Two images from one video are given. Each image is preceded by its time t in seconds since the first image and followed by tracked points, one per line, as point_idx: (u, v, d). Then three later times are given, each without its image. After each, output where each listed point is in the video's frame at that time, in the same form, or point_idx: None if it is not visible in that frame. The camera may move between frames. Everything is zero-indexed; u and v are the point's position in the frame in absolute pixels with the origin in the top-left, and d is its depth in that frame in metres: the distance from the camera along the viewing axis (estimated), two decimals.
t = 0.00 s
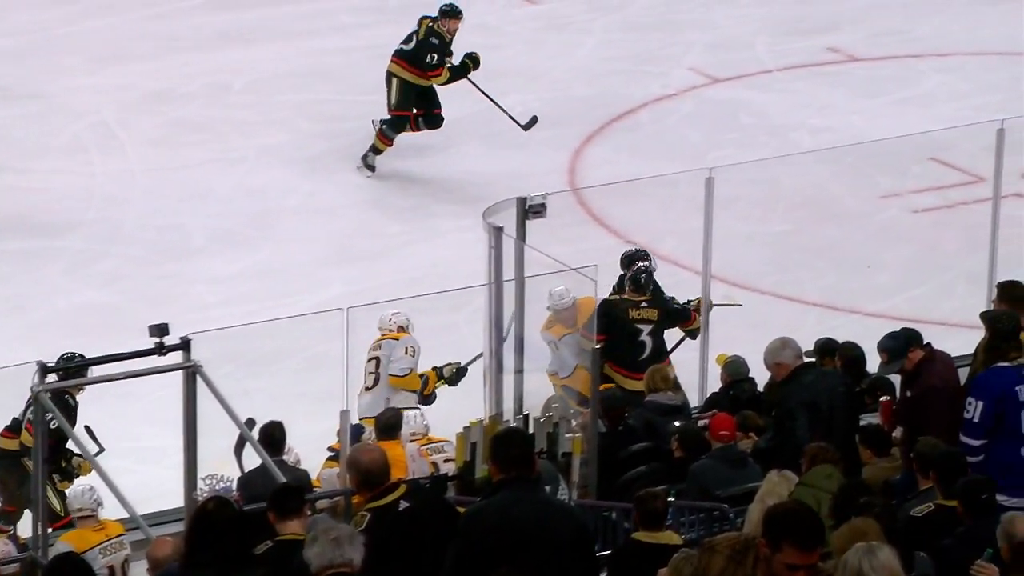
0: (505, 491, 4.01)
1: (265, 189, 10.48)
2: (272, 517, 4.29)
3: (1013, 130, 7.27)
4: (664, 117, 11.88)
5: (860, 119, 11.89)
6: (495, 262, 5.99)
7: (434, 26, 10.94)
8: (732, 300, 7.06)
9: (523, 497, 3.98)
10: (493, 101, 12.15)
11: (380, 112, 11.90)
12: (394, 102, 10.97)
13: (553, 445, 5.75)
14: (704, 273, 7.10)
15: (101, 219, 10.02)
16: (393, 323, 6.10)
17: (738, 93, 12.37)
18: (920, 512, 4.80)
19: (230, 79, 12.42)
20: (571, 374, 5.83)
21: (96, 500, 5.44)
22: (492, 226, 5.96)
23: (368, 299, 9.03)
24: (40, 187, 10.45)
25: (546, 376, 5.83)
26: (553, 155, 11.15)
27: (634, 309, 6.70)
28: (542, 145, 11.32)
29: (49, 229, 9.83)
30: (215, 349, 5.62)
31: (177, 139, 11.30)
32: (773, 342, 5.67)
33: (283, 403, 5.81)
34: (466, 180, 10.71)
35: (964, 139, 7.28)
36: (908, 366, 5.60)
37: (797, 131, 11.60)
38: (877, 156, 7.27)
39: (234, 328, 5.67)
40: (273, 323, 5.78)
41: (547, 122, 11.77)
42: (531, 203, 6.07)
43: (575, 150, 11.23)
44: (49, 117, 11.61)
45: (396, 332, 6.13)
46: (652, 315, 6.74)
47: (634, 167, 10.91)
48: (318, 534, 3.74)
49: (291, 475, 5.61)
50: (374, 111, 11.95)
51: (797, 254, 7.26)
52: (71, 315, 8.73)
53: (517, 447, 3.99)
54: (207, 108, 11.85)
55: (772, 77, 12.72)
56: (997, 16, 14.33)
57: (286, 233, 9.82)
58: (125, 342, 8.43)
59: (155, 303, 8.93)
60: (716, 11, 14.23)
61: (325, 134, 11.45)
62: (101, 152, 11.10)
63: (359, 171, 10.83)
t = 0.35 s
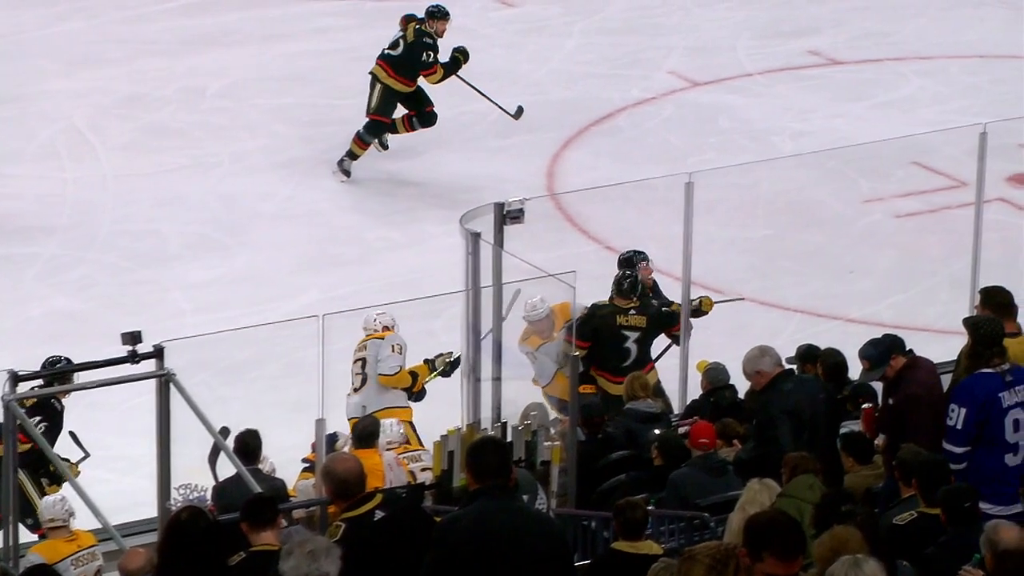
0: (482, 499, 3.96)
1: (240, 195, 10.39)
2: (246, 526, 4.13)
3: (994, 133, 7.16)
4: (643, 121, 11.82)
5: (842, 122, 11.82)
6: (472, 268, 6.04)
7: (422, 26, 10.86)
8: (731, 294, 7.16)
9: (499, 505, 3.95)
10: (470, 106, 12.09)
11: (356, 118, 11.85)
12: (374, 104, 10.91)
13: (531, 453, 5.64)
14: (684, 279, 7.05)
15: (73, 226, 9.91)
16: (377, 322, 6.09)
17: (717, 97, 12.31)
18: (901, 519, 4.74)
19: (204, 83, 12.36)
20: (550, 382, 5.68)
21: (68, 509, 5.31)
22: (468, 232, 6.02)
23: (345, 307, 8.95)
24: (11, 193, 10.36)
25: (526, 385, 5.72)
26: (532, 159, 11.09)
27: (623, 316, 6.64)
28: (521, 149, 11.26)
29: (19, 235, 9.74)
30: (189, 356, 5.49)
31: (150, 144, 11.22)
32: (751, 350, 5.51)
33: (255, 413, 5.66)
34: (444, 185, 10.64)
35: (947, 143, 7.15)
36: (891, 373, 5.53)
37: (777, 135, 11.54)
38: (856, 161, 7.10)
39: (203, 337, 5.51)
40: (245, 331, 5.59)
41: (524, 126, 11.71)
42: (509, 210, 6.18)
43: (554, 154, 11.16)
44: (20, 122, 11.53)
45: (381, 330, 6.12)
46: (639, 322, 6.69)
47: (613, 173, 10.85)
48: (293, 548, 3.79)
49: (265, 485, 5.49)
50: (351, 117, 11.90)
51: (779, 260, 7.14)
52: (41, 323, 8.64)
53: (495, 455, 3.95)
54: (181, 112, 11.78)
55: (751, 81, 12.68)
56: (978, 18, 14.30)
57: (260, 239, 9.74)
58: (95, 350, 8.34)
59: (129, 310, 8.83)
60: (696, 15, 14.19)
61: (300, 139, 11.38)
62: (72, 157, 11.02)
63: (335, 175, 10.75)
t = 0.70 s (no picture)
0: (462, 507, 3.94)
1: (217, 199, 10.34)
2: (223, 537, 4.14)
3: (978, 136, 7.15)
4: (624, 123, 11.79)
5: (826, 125, 11.80)
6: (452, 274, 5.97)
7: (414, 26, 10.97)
8: (732, 282, 7.08)
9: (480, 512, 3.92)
10: (451, 109, 12.05)
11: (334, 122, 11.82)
12: (362, 106, 10.96)
13: (512, 459, 5.55)
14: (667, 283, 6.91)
15: (48, 230, 9.84)
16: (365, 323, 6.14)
17: (699, 100, 12.28)
18: (886, 526, 4.67)
19: (181, 86, 12.33)
20: (529, 389, 5.62)
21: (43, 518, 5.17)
22: (448, 238, 5.97)
23: (323, 313, 8.89)
24: None
25: (508, 389, 5.65)
26: (512, 163, 11.04)
27: (612, 320, 6.54)
28: (501, 153, 11.21)
29: None
30: (166, 362, 5.49)
31: (127, 148, 11.16)
32: (732, 356, 5.49)
33: (235, 421, 5.64)
34: (424, 189, 10.59)
35: (931, 146, 7.13)
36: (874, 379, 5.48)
37: (760, 139, 11.51)
38: (843, 164, 7.10)
39: (180, 343, 5.48)
40: (223, 338, 5.54)
41: (504, 129, 11.67)
42: (489, 214, 6.08)
43: (534, 159, 11.11)
44: None
45: (368, 330, 6.16)
46: (627, 327, 6.60)
47: (595, 177, 10.80)
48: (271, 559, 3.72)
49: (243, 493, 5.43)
50: (331, 121, 11.86)
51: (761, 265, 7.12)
52: (16, 330, 8.56)
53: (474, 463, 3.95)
54: (158, 117, 11.73)
55: (733, 83, 12.66)
56: (963, 19, 14.27)
57: (237, 243, 9.68)
58: (70, 358, 8.27)
59: (104, 316, 8.76)
60: (678, 16, 14.18)
61: (279, 143, 11.32)
62: (48, 161, 10.95)
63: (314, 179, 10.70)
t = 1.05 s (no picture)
0: (441, 513, 4.12)
1: (195, 203, 10.28)
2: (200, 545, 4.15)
3: (969, 138, 7.05)
4: (606, 127, 11.76)
5: (811, 129, 11.76)
6: (433, 278, 5.96)
7: (405, 24, 10.94)
8: (736, 257, 7.03)
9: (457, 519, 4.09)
10: (432, 113, 12.01)
11: (314, 126, 11.78)
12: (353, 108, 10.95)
13: (494, 466, 5.46)
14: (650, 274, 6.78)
15: (24, 234, 9.78)
16: (354, 323, 6.01)
17: (682, 102, 12.24)
18: (870, 533, 4.62)
19: (159, 90, 12.33)
20: (510, 397, 5.56)
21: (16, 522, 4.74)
22: (428, 242, 5.94)
23: (303, 318, 8.82)
24: None
25: (487, 396, 5.62)
26: (493, 167, 10.99)
27: (599, 324, 6.51)
28: (483, 157, 11.17)
29: None
30: (143, 370, 5.40)
31: (104, 152, 11.11)
32: (714, 363, 5.38)
33: (213, 428, 5.53)
34: (405, 193, 10.54)
35: (917, 149, 6.99)
36: (858, 385, 5.41)
37: (743, 142, 11.46)
38: (829, 167, 6.97)
39: (155, 350, 5.41)
40: (199, 344, 5.49)
41: (485, 132, 11.63)
42: (469, 218, 6.01)
43: (516, 162, 11.06)
44: None
45: (357, 330, 6.02)
46: (615, 331, 6.57)
47: (577, 180, 10.75)
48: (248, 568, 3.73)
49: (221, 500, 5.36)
50: (311, 124, 11.81)
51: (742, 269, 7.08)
52: None
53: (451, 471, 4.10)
54: (136, 121, 11.70)
55: (716, 86, 12.63)
56: (947, 22, 14.26)
57: (214, 248, 9.63)
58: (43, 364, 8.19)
59: (82, 321, 8.68)
60: (661, 20, 14.18)
61: (259, 146, 11.28)
62: (25, 164, 10.90)
63: (292, 183, 10.65)
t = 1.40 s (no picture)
0: (425, 519, 4.08)
1: (178, 206, 10.24)
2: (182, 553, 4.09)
3: (953, 141, 7.06)
4: (592, 130, 11.73)
5: (798, 131, 11.73)
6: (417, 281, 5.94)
7: (398, 23, 10.91)
8: (738, 229, 6.84)
9: (441, 525, 4.05)
10: (417, 116, 11.98)
11: (298, 129, 11.76)
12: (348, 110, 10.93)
13: (479, 471, 5.47)
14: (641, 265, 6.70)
15: (5, 238, 9.74)
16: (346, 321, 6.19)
17: (668, 104, 12.22)
18: (858, 538, 4.57)
19: (140, 92, 12.34)
20: (494, 405, 5.53)
21: None
22: (413, 246, 5.89)
23: (285, 322, 8.77)
24: None
25: (469, 402, 5.57)
26: (478, 170, 10.95)
27: (588, 329, 6.47)
28: (467, 160, 11.13)
29: None
30: (125, 375, 5.35)
31: (86, 155, 11.08)
32: (699, 369, 5.38)
33: (196, 433, 5.50)
34: (390, 196, 10.50)
35: (907, 151, 6.97)
36: (846, 388, 5.36)
37: (730, 144, 11.42)
38: (817, 168, 6.88)
39: (138, 355, 5.36)
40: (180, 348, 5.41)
41: (469, 135, 11.60)
42: (455, 222, 6.05)
43: (501, 164, 11.02)
44: None
45: (349, 329, 6.20)
46: (605, 334, 6.53)
47: (563, 183, 10.70)
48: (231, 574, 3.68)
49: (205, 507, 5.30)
50: (295, 127, 11.79)
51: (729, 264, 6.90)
52: None
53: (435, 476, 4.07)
54: (119, 124, 11.67)
55: (703, 87, 12.61)
56: (936, 24, 14.24)
57: (196, 252, 9.58)
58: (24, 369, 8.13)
59: (62, 325, 8.62)
60: (646, 22, 14.21)
61: (242, 149, 11.25)
62: (7, 168, 10.86)
63: (275, 186, 10.60)
